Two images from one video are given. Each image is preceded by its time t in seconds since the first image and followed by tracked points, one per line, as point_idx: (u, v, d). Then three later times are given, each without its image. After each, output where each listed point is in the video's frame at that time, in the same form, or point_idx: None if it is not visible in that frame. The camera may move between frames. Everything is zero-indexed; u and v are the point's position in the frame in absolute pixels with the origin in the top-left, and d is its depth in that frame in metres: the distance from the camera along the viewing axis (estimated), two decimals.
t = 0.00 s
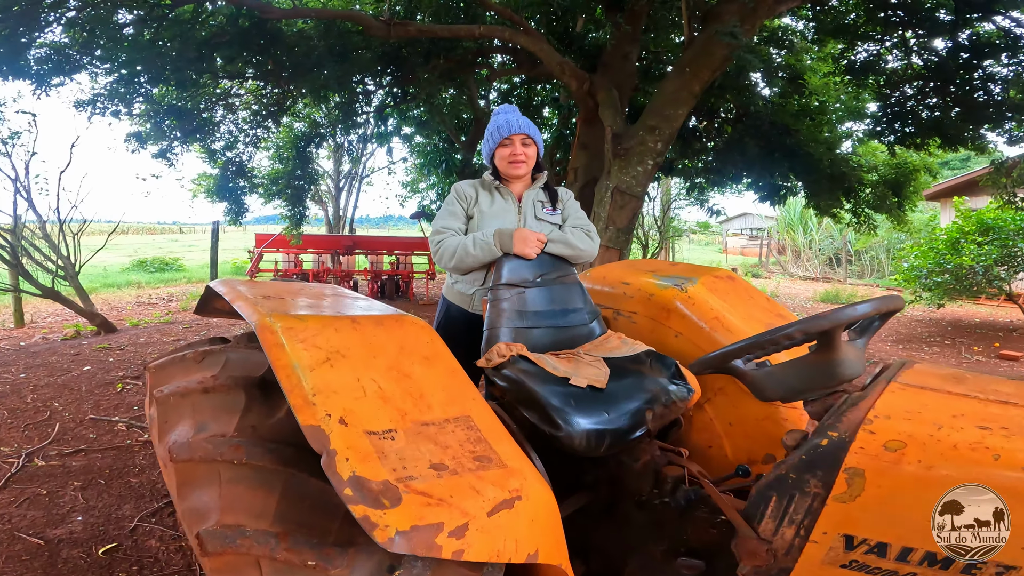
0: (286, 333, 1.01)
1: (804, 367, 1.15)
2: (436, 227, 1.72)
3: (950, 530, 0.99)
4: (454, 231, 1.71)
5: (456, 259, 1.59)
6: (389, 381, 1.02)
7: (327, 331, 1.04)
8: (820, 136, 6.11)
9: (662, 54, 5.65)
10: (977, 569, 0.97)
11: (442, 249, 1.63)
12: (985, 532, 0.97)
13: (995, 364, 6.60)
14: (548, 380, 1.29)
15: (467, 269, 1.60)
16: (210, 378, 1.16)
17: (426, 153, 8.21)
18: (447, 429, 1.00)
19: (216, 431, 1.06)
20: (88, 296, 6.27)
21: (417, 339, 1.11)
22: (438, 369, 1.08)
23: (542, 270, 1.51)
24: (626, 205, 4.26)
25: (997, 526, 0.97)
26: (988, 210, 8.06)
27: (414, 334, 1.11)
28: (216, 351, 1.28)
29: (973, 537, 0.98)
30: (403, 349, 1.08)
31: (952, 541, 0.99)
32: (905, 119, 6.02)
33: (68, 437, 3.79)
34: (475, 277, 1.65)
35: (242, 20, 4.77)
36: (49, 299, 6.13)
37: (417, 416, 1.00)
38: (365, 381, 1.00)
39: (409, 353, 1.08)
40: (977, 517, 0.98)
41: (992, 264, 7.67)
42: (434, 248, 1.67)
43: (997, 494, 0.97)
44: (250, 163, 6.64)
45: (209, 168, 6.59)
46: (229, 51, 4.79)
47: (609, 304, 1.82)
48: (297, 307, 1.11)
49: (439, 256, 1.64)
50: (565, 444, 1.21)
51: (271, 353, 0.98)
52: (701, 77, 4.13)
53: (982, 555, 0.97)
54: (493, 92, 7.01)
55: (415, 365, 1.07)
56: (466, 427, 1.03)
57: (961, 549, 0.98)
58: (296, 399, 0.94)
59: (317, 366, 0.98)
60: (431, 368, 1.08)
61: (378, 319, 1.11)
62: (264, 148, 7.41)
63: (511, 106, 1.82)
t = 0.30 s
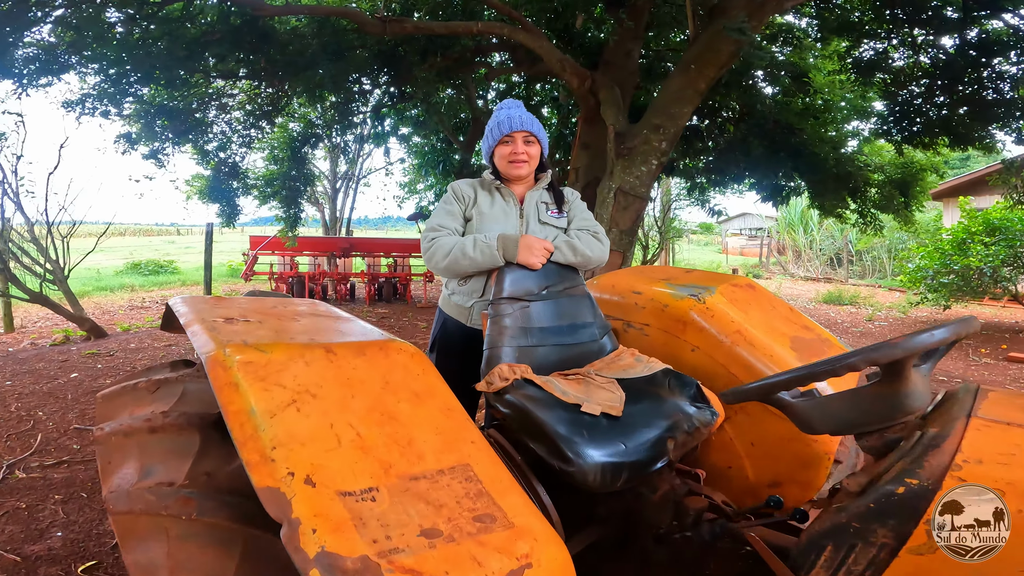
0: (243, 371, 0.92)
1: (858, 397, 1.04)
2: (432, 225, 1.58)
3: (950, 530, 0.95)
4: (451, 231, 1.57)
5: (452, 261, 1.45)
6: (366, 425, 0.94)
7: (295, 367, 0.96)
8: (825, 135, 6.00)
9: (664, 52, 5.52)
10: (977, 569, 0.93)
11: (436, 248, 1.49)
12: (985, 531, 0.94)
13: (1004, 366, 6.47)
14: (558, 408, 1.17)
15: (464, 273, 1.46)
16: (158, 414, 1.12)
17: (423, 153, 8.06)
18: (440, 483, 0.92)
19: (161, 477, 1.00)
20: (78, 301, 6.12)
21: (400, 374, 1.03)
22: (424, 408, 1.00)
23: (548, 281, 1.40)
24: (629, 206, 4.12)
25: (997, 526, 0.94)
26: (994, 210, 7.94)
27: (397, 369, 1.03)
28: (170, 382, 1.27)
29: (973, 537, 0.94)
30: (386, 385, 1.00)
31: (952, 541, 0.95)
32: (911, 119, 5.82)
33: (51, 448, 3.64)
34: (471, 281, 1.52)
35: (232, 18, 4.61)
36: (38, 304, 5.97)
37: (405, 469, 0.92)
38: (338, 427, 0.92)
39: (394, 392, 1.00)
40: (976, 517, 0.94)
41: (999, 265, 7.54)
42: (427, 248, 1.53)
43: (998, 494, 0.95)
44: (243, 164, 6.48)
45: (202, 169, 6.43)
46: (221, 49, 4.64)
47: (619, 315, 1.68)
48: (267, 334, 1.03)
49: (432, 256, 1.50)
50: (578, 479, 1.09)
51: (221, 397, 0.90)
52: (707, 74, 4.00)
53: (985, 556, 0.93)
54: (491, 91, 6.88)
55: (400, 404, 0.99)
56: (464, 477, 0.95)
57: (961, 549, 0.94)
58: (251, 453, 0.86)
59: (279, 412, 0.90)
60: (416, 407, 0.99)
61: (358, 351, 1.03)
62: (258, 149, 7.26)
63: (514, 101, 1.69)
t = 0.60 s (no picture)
0: (183, 442, 0.80)
1: (935, 450, 0.85)
2: (427, 237, 1.44)
3: (950, 530, 0.93)
4: (448, 244, 1.44)
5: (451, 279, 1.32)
6: (342, 501, 0.84)
7: (257, 434, 0.85)
8: (830, 136, 5.89)
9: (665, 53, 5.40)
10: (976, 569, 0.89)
11: (432, 263, 1.35)
12: (984, 531, 0.90)
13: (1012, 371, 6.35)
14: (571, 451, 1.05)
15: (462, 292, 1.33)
16: (96, 469, 1.03)
17: (420, 154, 7.92)
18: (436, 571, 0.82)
19: (98, 546, 0.95)
20: (66, 306, 5.97)
21: (384, 436, 0.93)
22: (409, 476, 0.90)
23: (556, 303, 1.28)
24: (633, 210, 3.99)
25: (997, 526, 0.89)
26: (1000, 212, 7.83)
27: (380, 430, 0.93)
28: (119, 428, 1.11)
29: (973, 538, 0.91)
30: (369, 451, 0.90)
31: (952, 542, 0.92)
32: (920, 118, 5.70)
33: (32, 462, 3.49)
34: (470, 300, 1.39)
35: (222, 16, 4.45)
36: (24, 309, 5.81)
37: (396, 555, 0.82)
38: (309, 508, 0.81)
39: (379, 460, 0.90)
40: (975, 517, 0.91)
41: (1006, 268, 7.42)
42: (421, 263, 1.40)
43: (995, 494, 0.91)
44: (235, 165, 6.30)
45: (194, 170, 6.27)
46: (211, 48, 4.48)
47: (631, 333, 1.56)
48: (225, 387, 0.92)
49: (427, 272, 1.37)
50: (594, 533, 0.97)
51: (157, 476, 0.77)
52: (713, 73, 3.87)
53: (984, 556, 0.89)
54: (489, 91, 6.74)
55: (386, 473, 0.89)
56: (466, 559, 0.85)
57: (961, 549, 0.92)
58: (194, 543, 0.74)
59: (233, 495, 0.79)
60: (401, 475, 0.90)
61: (335, 409, 0.93)
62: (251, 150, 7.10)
63: (516, 102, 1.55)
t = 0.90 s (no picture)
0: (73, 515, 0.70)
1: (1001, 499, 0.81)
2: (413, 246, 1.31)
3: (949, 530, 0.80)
4: (437, 254, 1.31)
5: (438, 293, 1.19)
6: None
7: (179, 505, 0.75)
8: (833, 137, 5.77)
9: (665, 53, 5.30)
10: (975, 568, 0.82)
11: (417, 275, 1.22)
12: (985, 531, 0.79)
13: (1018, 375, 6.24)
14: (578, 492, 0.95)
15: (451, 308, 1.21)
16: (2, 519, 0.99)
17: (417, 155, 7.80)
18: None
19: None
20: (53, 310, 5.82)
21: (343, 504, 0.82)
22: (375, 551, 0.79)
23: (557, 322, 1.21)
24: (634, 213, 3.87)
25: (996, 526, 0.79)
26: (1003, 213, 7.73)
27: (341, 497, 0.83)
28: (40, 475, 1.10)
29: (973, 538, 0.80)
30: (326, 522, 0.80)
31: (952, 541, 0.81)
32: (926, 119, 5.56)
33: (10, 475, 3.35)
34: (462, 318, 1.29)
35: (211, 13, 4.31)
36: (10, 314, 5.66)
37: None
38: None
39: (335, 533, 0.79)
40: (976, 517, 0.79)
41: (1011, 270, 7.30)
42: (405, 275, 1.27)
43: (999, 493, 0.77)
44: (227, 166, 6.12)
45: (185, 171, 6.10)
46: (201, 47, 4.33)
47: (639, 348, 1.48)
48: (144, 440, 0.83)
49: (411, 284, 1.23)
50: None
51: (35, 558, 0.65)
52: (717, 71, 3.75)
53: (982, 554, 0.81)
54: (487, 91, 6.62)
55: (348, 551, 0.78)
56: None
57: (959, 548, 0.82)
58: None
59: None
60: (363, 550, 0.79)
61: (284, 470, 0.83)
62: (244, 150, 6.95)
63: (513, 96, 1.43)
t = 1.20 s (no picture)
0: None
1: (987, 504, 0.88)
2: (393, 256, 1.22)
3: (949, 530, 0.79)
4: (421, 263, 1.20)
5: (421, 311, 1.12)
6: None
7: None
8: (834, 136, 5.66)
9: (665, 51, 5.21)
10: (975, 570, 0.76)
11: (399, 290, 1.15)
12: (984, 531, 0.78)
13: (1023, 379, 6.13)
14: (575, 536, 0.84)
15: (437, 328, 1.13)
16: None
17: (412, 155, 7.68)
18: None
19: None
20: (38, 313, 5.68)
21: None
22: None
23: (551, 340, 1.11)
24: (634, 214, 3.76)
25: (996, 527, 0.78)
26: (1005, 214, 7.64)
27: (270, 569, 0.72)
28: None
29: (972, 538, 0.78)
30: None
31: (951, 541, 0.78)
32: (930, 120, 5.43)
33: None
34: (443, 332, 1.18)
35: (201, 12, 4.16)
36: None
37: None
38: None
39: None
40: (975, 516, 0.78)
41: (1014, 273, 7.20)
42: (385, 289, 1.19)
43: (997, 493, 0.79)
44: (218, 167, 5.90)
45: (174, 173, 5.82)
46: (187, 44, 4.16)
47: (645, 361, 1.50)
48: (25, 494, 0.74)
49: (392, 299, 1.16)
50: None
51: None
52: (720, 68, 3.64)
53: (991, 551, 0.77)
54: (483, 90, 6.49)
55: None
56: None
57: (960, 551, 0.77)
58: None
59: None
60: None
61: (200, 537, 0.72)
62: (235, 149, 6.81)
63: (505, 86, 1.33)
